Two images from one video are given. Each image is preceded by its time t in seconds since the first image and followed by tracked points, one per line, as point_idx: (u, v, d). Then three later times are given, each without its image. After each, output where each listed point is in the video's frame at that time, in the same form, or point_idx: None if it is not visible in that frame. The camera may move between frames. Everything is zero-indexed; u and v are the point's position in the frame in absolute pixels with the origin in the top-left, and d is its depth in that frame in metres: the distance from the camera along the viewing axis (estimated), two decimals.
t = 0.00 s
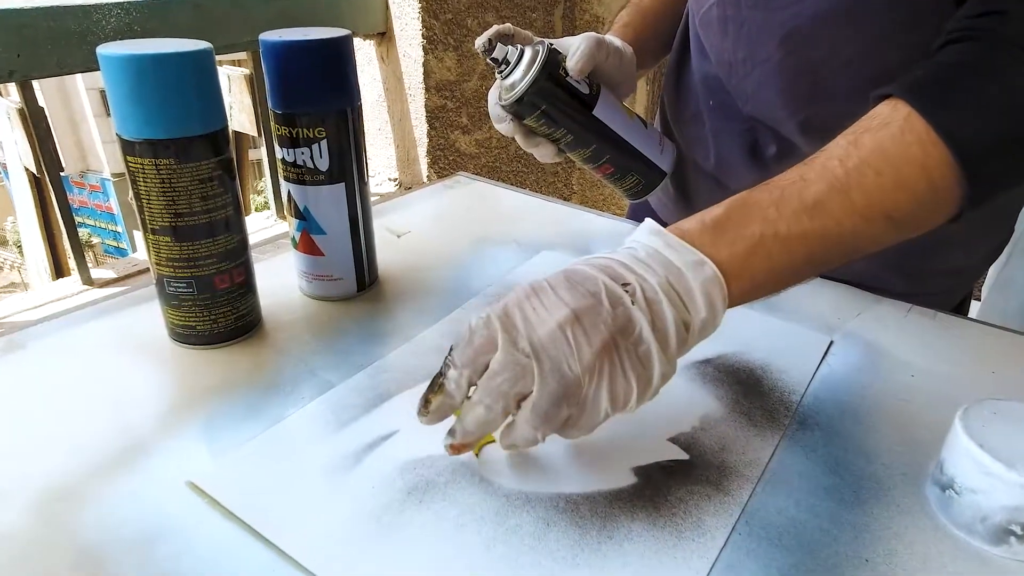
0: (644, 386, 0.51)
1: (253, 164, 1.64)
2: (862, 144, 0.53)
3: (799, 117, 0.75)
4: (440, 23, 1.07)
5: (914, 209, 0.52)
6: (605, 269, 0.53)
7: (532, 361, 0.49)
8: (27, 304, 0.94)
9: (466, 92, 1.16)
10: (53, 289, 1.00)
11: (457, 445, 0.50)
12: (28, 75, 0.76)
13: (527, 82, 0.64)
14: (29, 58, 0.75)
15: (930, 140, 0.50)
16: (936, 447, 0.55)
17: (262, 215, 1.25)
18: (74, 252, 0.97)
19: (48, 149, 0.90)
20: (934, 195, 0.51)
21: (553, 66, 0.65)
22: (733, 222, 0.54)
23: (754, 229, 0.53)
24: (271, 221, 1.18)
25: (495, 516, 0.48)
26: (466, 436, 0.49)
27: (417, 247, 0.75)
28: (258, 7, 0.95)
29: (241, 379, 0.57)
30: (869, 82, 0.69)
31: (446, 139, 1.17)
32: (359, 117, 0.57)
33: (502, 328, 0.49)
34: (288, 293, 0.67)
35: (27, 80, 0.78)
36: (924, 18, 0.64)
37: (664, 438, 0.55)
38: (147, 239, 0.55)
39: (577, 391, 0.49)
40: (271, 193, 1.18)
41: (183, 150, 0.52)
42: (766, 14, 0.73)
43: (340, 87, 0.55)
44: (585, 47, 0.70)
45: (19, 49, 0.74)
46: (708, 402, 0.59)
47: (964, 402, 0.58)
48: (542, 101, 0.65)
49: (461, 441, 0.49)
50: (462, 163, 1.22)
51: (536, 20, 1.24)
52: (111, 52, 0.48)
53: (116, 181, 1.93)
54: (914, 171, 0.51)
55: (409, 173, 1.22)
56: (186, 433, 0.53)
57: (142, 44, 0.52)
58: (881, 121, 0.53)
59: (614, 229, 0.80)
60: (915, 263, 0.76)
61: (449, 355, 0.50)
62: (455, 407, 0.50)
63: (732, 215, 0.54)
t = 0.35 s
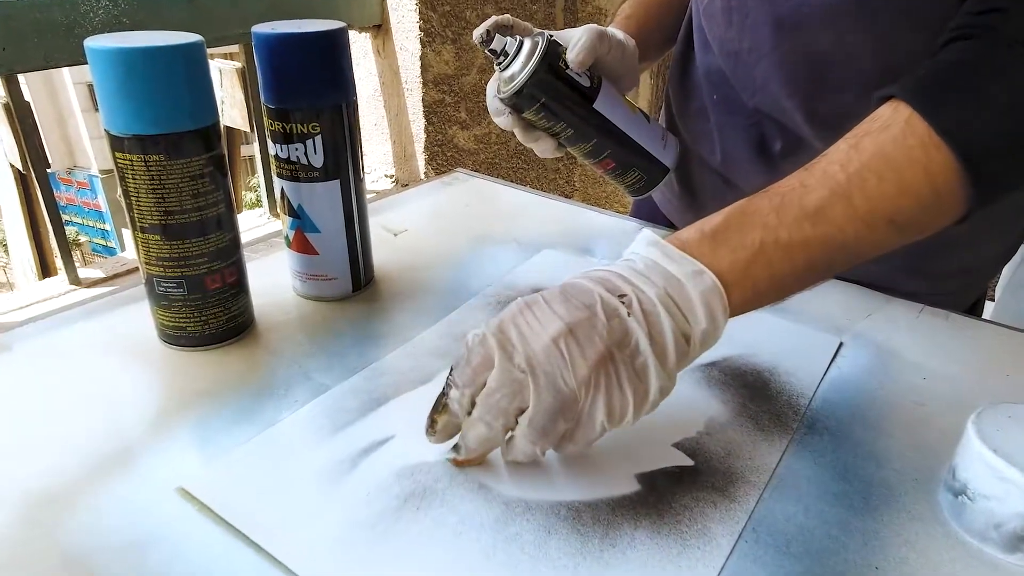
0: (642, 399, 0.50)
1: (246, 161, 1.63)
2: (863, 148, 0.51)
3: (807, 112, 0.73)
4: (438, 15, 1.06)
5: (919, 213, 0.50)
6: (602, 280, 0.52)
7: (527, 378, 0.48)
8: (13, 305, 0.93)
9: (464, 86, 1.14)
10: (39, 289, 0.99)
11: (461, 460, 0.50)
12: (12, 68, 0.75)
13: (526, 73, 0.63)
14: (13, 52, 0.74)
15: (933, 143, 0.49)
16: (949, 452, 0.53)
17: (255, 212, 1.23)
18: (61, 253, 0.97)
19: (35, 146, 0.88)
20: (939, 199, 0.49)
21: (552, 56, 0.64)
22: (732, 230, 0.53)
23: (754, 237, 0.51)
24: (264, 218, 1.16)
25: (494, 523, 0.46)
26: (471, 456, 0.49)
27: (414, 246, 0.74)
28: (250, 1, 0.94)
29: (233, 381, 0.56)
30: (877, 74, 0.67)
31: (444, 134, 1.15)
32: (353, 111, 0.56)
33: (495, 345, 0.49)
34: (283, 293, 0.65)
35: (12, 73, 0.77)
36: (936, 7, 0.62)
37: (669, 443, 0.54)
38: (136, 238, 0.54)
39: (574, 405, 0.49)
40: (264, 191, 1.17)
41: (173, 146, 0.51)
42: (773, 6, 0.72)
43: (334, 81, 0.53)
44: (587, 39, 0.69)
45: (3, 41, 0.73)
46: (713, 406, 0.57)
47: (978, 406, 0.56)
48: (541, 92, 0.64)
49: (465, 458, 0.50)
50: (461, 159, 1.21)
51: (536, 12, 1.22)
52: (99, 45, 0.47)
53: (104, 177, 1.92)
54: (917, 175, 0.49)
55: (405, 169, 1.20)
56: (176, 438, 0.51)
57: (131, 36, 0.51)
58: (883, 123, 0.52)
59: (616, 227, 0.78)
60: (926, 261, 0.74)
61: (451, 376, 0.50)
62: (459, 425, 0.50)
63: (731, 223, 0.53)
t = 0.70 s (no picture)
0: (647, 405, 0.48)
1: (238, 157, 1.61)
2: (870, 146, 0.49)
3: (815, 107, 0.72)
4: (436, 8, 1.04)
5: (930, 212, 0.48)
6: (605, 284, 0.51)
7: (529, 383, 0.46)
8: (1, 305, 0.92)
9: (462, 80, 1.12)
10: (26, 289, 0.98)
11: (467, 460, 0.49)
12: None
13: (525, 70, 0.62)
14: None
15: (943, 140, 0.47)
16: (962, 456, 0.51)
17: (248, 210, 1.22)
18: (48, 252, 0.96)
19: (22, 143, 0.87)
20: (950, 196, 0.48)
21: (552, 54, 0.62)
22: (738, 232, 0.51)
23: (760, 239, 0.50)
24: (257, 217, 1.15)
25: (494, 530, 0.45)
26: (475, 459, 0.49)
27: (410, 244, 0.72)
28: None
29: (225, 384, 0.54)
30: (887, 68, 0.66)
31: (443, 129, 1.14)
32: (349, 105, 0.54)
33: (496, 350, 0.47)
34: (277, 293, 0.64)
35: None
36: None
37: (674, 448, 0.52)
38: (125, 237, 0.52)
39: (579, 410, 0.47)
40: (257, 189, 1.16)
41: (163, 141, 0.49)
42: None
43: (329, 74, 0.52)
44: (586, 35, 0.67)
45: None
46: (720, 410, 0.56)
47: (992, 409, 0.54)
48: (540, 89, 0.62)
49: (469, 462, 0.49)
50: (460, 155, 1.19)
51: (537, 4, 1.20)
52: (87, 37, 0.46)
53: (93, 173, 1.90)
54: (926, 172, 0.47)
55: (403, 166, 1.19)
56: (166, 442, 0.50)
57: (119, 29, 0.49)
58: (891, 120, 0.50)
59: (618, 226, 0.76)
60: (936, 260, 0.72)
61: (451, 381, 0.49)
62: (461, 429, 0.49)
63: (737, 225, 0.52)
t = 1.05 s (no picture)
0: (651, 414, 0.47)
1: (231, 154, 1.59)
2: (878, 144, 0.48)
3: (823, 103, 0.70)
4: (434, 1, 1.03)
5: (940, 211, 0.47)
6: (608, 288, 0.49)
7: (530, 388, 0.45)
8: None
9: (461, 74, 1.11)
10: (12, 289, 0.98)
11: (463, 465, 0.47)
12: None
13: (525, 65, 0.60)
14: None
15: (952, 138, 0.45)
16: (975, 461, 0.50)
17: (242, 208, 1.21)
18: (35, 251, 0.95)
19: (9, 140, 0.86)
20: (961, 195, 0.46)
21: (553, 48, 0.61)
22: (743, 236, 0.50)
23: (766, 241, 0.48)
24: (250, 215, 1.14)
25: (493, 537, 0.43)
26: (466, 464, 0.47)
27: (407, 243, 0.71)
28: None
29: (218, 386, 0.53)
30: (896, 63, 0.64)
31: (441, 125, 1.13)
32: (345, 100, 0.53)
33: (496, 354, 0.45)
34: (271, 292, 0.62)
35: None
36: None
37: (678, 453, 0.51)
38: (115, 235, 0.51)
39: (581, 417, 0.45)
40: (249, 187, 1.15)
41: (153, 137, 0.48)
42: None
43: (324, 69, 0.50)
44: (587, 28, 0.66)
45: None
46: (726, 413, 0.54)
47: (1006, 413, 0.53)
48: (541, 84, 0.61)
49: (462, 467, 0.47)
50: (459, 151, 1.18)
51: None
52: (75, 30, 0.44)
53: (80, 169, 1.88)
54: (936, 171, 0.46)
55: (400, 162, 1.17)
56: (156, 446, 0.49)
57: (108, 21, 0.48)
58: (898, 118, 0.48)
59: (620, 224, 0.75)
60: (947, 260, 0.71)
61: (446, 383, 0.47)
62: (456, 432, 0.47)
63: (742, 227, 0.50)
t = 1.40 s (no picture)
0: (721, 368, 0.44)
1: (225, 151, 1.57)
2: (965, 107, 0.46)
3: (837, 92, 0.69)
4: None
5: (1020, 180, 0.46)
6: (682, 234, 0.45)
7: (598, 332, 0.42)
8: None
9: (459, 68, 1.09)
10: None
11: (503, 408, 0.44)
12: None
13: (535, 62, 0.59)
14: None
15: None
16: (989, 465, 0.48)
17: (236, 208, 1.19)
18: (23, 250, 0.94)
19: None
20: None
21: (563, 41, 0.59)
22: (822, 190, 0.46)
23: (849, 196, 0.45)
24: (243, 212, 1.13)
25: (493, 543, 0.42)
26: (516, 403, 0.44)
27: (404, 241, 0.70)
28: None
29: (210, 389, 0.52)
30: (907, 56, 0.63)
31: (439, 120, 1.11)
32: (341, 95, 0.52)
33: (568, 292, 0.42)
34: (266, 292, 0.61)
35: None
36: None
37: (682, 455, 0.49)
38: (104, 234, 0.49)
39: (644, 368, 0.42)
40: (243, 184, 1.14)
41: (143, 134, 0.47)
42: None
43: (320, 62, 0.49)
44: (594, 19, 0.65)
45: None
46: (730, 416, 0.52)
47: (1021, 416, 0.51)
48: (552, 80, 0.60)
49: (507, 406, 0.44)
50: (456, 148, 1.17)
51: None
52: (63, 24, 0.43)
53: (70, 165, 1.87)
54: None
55: (397, 159, 1.16)
56: (146, 449, 0.47)
57: (96, 15, 0.47)
58: (982, 84, 0.47)
59: (622, 222, 0.73)
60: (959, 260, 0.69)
61: (501, 315, 0.43)
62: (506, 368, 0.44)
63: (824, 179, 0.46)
